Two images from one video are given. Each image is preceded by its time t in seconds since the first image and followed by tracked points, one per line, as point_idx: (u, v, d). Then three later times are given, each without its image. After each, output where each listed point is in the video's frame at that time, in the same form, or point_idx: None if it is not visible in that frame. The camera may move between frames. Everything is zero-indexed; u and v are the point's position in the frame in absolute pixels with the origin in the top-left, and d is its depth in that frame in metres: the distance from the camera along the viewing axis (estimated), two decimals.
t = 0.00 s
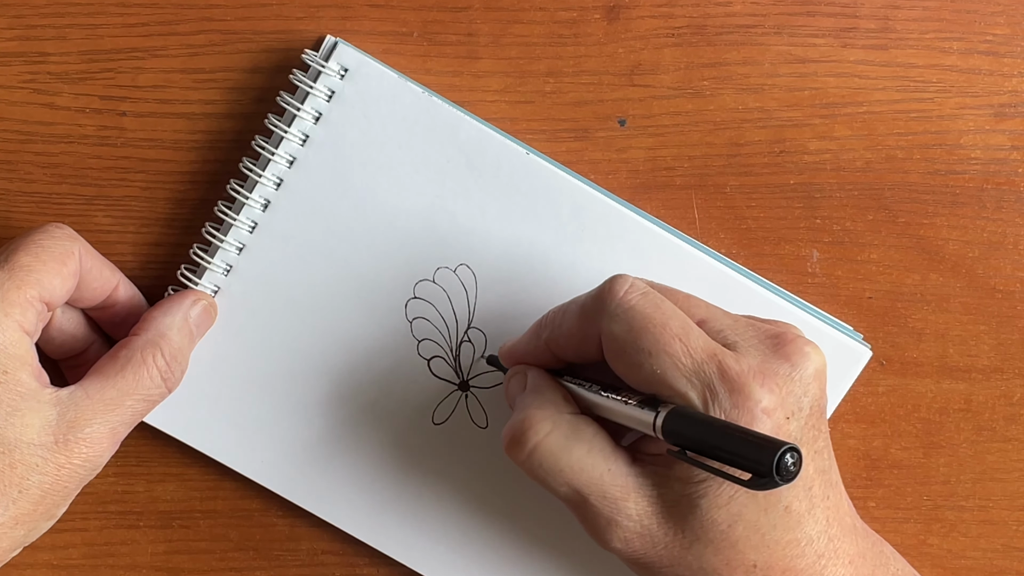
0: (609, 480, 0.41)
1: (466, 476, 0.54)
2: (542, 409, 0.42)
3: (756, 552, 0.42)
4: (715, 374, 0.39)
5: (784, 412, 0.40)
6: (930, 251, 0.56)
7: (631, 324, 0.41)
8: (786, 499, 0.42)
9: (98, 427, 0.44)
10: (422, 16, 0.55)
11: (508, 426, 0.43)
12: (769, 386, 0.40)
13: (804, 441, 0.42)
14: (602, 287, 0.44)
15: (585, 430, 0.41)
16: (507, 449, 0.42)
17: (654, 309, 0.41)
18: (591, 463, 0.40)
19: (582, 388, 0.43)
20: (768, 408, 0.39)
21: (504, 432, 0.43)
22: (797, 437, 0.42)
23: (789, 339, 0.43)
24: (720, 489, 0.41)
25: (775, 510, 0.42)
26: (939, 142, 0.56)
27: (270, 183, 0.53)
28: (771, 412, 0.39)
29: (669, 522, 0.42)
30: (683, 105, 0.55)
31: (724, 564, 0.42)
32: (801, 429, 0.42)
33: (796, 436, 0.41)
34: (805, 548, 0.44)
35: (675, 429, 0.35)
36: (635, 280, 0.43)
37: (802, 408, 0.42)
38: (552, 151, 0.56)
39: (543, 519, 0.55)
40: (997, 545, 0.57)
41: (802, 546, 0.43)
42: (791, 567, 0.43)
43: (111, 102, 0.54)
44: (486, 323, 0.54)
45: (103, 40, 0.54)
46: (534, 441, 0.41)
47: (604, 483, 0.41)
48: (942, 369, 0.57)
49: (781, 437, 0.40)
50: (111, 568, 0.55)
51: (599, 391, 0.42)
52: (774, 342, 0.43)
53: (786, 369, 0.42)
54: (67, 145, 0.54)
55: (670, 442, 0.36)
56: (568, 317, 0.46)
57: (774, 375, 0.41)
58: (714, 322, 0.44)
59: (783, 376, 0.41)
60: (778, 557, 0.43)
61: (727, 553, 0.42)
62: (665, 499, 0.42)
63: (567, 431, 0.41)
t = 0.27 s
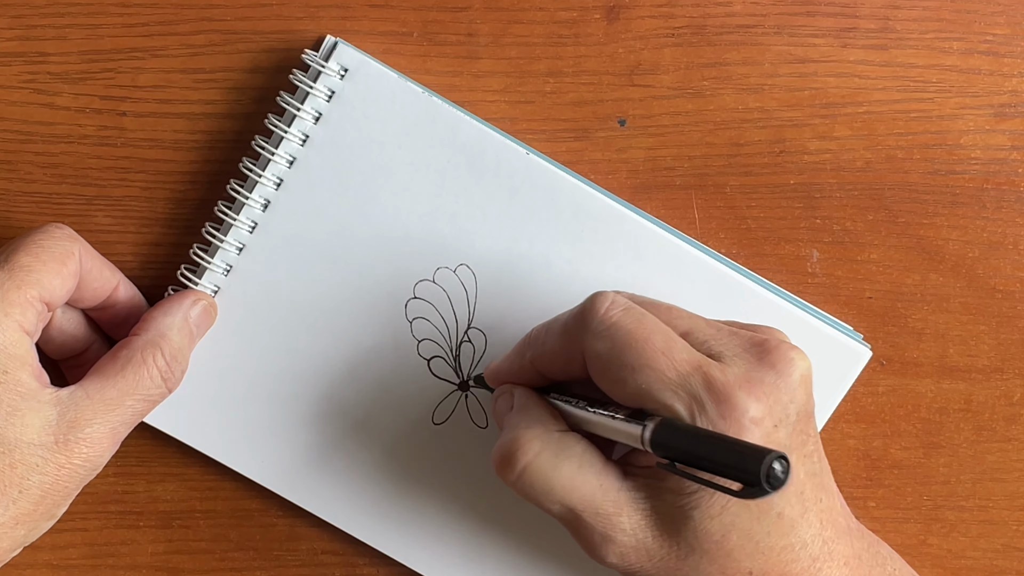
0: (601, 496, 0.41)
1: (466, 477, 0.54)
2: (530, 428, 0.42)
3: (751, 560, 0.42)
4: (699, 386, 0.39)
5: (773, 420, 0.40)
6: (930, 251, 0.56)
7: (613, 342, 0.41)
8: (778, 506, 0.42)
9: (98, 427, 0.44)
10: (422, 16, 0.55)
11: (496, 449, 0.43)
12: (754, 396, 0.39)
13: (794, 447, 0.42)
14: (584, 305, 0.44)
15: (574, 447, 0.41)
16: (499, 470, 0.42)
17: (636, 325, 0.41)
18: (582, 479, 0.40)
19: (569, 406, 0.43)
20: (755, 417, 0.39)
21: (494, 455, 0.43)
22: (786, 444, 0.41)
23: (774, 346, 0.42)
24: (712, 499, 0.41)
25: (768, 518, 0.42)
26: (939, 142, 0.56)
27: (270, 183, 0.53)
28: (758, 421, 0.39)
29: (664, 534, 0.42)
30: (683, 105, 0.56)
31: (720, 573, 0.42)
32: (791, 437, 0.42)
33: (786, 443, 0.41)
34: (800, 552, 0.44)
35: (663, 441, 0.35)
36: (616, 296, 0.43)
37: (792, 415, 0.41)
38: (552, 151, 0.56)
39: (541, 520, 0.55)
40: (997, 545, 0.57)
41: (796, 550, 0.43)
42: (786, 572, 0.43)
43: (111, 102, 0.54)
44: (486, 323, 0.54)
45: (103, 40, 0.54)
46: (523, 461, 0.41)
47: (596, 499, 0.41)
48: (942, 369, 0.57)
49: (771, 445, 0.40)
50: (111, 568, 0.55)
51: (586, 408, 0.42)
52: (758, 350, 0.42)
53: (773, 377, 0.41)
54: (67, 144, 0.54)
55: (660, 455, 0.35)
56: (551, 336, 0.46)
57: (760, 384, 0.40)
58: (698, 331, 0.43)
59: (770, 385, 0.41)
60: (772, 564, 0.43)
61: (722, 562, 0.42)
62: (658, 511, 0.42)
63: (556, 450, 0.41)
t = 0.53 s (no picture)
0: (611, 468, 0.41)
1: (466, 477, 0.54)
2: (545, 393, 0.42)
3: (752, 546, 0.42)
4: (719, 364, 0.39)
5: (786, 406, 0.41)
6: (930, 251, 0.56)
7: (635, 310, 0.41)
8: (784, 494, 0.42)
9: (98, 427, 0.44)
10: (422, 16, 0.55)
11: (510, 410, 0.43)
12: (771, 378, 0.40)
13: (804, 437, 0.42)
14: (608, 272, 0.44)
15: (588, 416, 0.41)
16: (511, 433, 0.42)
17: (660, 297, 0.41)
18: (593, 449, 0.41)
19: (581, 370, 0.43)
20: (770, 400, 0.40)
21: (506, 414, 0.43)
22: (798, 431, 0.42)
23: (792, 334, 0.43)
24: (718, 483, 0.41)
25: (774, 504, 0.42)
26: (939, 142, 0.56)
27: (270, 183, 0.53)
28: (772, 405, 0.40)
29: (669, 511, 0.42)
30: (683, 105, 0.56)
31: (721, 555, 0.42)
32: (801, 425, 0.42)
33: (796, 430, 0.42)
34: (802, 544, 0.44)
35: (677, 420, 0.35)
36: (641, 267, 0.43)
37: (804, 403, 0.42)
38: (552, 151, 0.56)
39: (541, 519, 0.55)
40: (997, 544, 0.57)
41: (799, 542, 0.44)
42: (787, 562, 0.43)
43: (111, 102, 0.54)
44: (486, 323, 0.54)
45: (103, 40, 0.54)
46: (537, 425, 0.41)
47: (605, 470, 0.41)
48: (942, 369, 0.57)
49: (782, 431, 0.40)
50: (111, 568, 0.55)
51: (599, 374, 0.42)
52: (778, 335, 0.43)
53: (789, 362, 0.42)
54: (67, 144, 0.54)
55: (671, 432, 0.36)
56: (571, 299, 0.46)
57: (777, 367, 0.41)
58: (718, 312, 0.44)
59: (786, 369, 0.42)
60: (774, 552, 0.43)
61: (723, 544, 0.42)
62: (666, 488, 0.42)
63: (570, 418, 0.41)
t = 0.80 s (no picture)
0: (607, 464, 0.41)
1: (465, 477, 0.54)
2: (543, 389, 0.42)
3: (749, 545, 0.42)
4: (716, 363, 0.39)
5: (783, 405, 0.40)
6: (930, 251, 0.56)
7: (634, 307, 0.41)
8: (782, 493, 0.42)
9: (98, 427, 0.44)
10: (422, 16, 0.55)
11: (508, 406, 0.43)
12: (769, 378, 0.40)
13: (801, 436, 0.43)
14: (607, 268, 0.44)
15: (584, 413, 0.41)
16: (508, 429, 0.43)
17: (659, 295, 0.41)
18: (590, 445, 0.41)
19: (580, 364, 0.43)
20: (766, 399, 0.40)
21: (504, 410, 0.44)
22: (795, 430, 0.42)
23: (791, 334, 0.43)
24: (715, 482, 0.41)
25: (770, 504, 0.42)
26: (939, 142, 0.56)
27: (270, 183, 0.53)
28: (769, 404, 0.40)
29: (666, 508, 0.42)
30: (683, 105, 0.56)
31: (717, 553, 0.42)
32: (799, 424, 0.42)
33: (794, 429, 0.42)
34: (799, 544, 0.44)
35: (673, 418, 0.35)
36: (641, 264, 0.43)
37: (802, 402, 0.42)
38: (552, 151, 0.56)
39: (541, 519, 0.55)
40: (998, 545, 0.57)
41: (796, 541, 0.44)
42: (784, 562, 0.43)
43: (111, 102, 0.54)
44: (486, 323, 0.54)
45: (103, 40, 0.54)
46: (534, 421, 0.41)
47: (602, 466, 0.41)
48: (942, 369, 0.57)
49: (779, 430, 0.40)
50: (111, 568, 0.55)
51: (596, 369, 0.42)
52: (775, 335, 0.43)
53: (787, 362, 0.42)
54: (67, 144, 0.54)
55: (666, 430, 0.36)
56: (571, 293, 0.46)
57: (774, 367, 0.41)
58: (717, 311, 0.44)
59: (784, 368, 0.42)
60: (771, 551, 0.43)
61: (720, 542, 0.42)
62: (663, 485, 0.42)
63: (567, 414, 0.41)
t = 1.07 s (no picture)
0: (616, 457, 0.41)
1: (465, 477, 0.54)
2: (554, 380, 0.42)
3: (754, 543, 0.42)
4: (727, 360, 0.39)
5: (793, 403, 0.41)
6: (930, 251, 0.56)
7: (648, 302, 0.41)
8: (789, 492, 0.42)
9: (98, 427, 0.44)
10: (422, 16, 0.55)
11: (518, 395, 0.43)
12: (779, 376, 0.40)
13: (810, 436, 0.43)
14: (621, 261, 0.44)
15: (595, 406, 0.41)
16: (516, 419, 0.42)
17: (673, 290, 0.41)
18: (599, 438, 0.41)
19: (590, 358, 0.43)
20: (777, 397, 0.40)
21: (514, 400, 0.43)
22: (804, 429, 0.42)
23: (802, 333, 0.44)
24: (724, 478, 0.41)
25: (777, 503, 0.42)
26: (939, 142, 0.56)
27: (270, 183, 0.53)
28: (779, 401, 0.40)
29: (671, 503, 0.42)
30: (683, 105, 0.56)
31: (722, 551, 0.42)
32: (808, 423, 0.42)
33: (803, 428, 0.42)
34: (805, 544, 0.44)
35: (683, 414, 0.35)
36: (655, 259, 0.43)
37: (811, 401, 0.42)
38: (552, 151, 0.56)
39: (541, 519, 0.55)
40: (998, 545, 0.57)
41: (801, 542, 0.44)
42: (789, 561, 0.43)
43: (111, 102, 0.54)
44: (486, 323, 0.54)
45: (103, 40, 0.54)
46: (545, 411, 0.41)
47: (611, 459, 0.41)
48: (942, 369, 0.57)
49: (788, 427, 0.40)
50: (111, 568, 0.55)
51: (607, 362, 0.42)
52: (786, 334, 0.44)
53: (798, 361, 0.42)
54: (67, 145, 0.54)
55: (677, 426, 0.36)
56: (583, 287, 0.46)
57: (785, 365, 0.41)
58: (729, 308, 0.44)
59: (795, 367, 0.42)
60: (776, 550, 0.43)
61: (726, 540, 0.42)
62: (670, 481, 0.42)
63: (578, 406, 0.41)
